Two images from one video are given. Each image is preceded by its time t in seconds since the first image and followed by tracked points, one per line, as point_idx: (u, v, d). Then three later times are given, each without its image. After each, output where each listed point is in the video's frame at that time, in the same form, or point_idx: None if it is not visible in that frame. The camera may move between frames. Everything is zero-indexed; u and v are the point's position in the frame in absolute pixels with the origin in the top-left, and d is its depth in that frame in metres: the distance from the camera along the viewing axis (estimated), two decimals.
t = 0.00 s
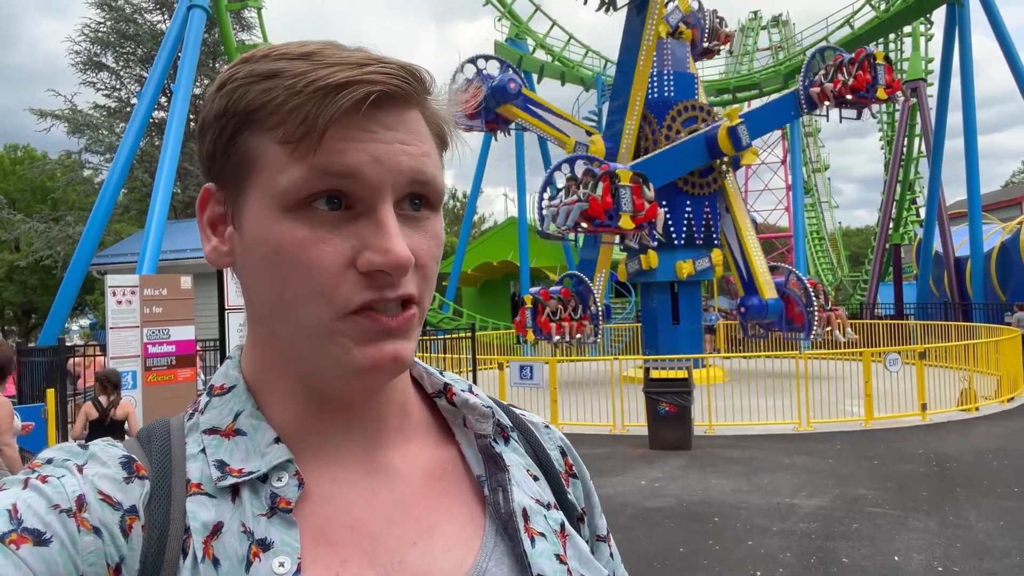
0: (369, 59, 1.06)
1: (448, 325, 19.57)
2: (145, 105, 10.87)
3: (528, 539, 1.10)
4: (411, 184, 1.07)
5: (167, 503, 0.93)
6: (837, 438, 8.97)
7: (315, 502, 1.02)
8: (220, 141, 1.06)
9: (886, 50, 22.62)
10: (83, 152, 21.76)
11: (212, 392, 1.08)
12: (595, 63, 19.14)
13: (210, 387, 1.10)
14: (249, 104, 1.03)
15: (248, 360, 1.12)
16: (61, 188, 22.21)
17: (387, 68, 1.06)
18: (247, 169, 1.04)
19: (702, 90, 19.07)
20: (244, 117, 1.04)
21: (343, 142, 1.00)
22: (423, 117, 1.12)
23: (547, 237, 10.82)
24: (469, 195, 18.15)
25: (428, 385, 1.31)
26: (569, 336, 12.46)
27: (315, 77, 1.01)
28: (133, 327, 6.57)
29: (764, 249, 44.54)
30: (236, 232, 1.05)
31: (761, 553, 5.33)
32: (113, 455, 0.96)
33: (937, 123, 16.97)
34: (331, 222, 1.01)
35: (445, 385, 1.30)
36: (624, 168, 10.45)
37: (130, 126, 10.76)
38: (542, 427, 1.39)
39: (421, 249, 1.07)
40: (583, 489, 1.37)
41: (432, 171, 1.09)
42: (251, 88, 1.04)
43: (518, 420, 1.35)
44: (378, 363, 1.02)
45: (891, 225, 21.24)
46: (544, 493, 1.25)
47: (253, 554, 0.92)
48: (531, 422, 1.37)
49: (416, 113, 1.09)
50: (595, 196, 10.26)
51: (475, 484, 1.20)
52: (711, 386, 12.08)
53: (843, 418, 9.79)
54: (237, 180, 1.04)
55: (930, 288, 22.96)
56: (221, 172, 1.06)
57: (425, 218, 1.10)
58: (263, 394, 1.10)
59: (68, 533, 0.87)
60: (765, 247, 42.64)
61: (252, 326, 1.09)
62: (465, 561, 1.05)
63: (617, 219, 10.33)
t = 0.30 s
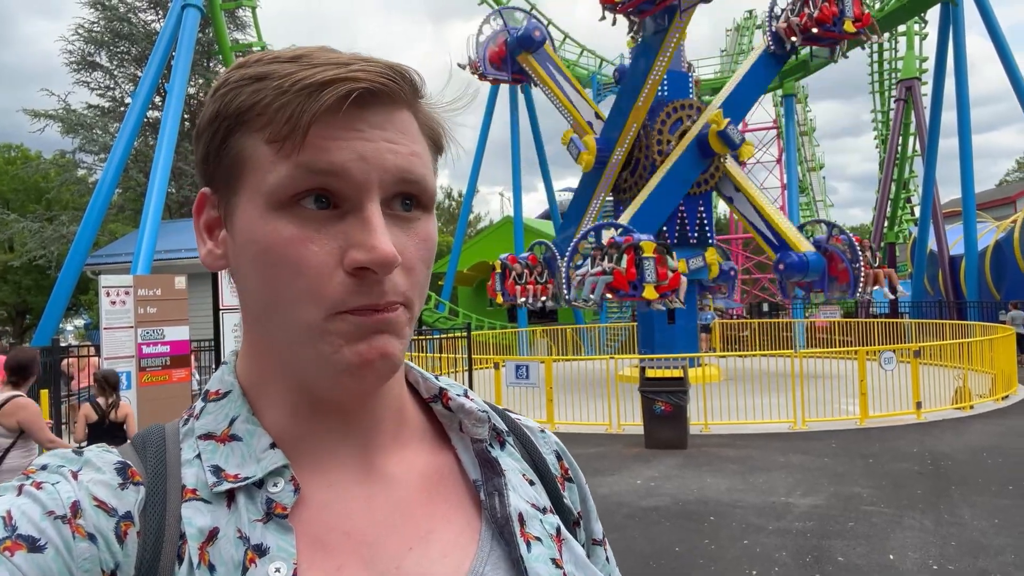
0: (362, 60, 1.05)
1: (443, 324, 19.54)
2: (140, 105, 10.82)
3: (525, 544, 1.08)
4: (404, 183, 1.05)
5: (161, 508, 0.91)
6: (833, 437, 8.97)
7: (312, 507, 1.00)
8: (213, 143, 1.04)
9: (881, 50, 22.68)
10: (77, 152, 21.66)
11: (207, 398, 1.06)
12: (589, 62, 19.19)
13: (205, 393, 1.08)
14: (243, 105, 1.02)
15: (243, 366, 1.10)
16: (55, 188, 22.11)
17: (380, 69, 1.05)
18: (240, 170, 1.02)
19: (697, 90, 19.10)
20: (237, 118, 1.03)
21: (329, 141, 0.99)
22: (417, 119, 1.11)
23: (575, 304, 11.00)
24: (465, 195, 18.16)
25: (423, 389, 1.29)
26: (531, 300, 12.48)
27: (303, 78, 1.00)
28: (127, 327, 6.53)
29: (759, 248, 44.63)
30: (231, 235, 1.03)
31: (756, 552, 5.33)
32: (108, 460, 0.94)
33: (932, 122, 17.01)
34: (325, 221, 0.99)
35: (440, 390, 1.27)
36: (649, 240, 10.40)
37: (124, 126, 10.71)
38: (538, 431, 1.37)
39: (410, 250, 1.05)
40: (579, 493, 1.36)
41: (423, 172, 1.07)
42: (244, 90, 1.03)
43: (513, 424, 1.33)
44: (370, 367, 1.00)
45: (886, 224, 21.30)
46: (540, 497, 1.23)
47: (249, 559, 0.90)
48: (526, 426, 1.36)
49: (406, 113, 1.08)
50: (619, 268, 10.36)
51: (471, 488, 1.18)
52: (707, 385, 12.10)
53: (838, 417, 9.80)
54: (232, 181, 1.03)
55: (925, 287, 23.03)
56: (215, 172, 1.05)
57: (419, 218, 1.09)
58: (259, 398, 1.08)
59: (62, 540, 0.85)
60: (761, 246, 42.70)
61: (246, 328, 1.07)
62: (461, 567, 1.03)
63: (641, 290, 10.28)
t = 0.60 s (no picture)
0: (356, 64, 1.04)
1: (438, 323, 19.54)
2: (133, 104, 10.76)
3: (519, 548, 1.07)
4: (396, 186, 1.04)
5: (152, 513, 0.90)
6: (827, 435, 8.99)
7: (305, 512, 0.99)
8: (208, 148, 1.04)
9: (875, 48, 22.74)
10: (70, 151, 21.57)
11: (200, 402, 1.06)
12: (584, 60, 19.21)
13: (198, 398, 1.07)
14: (236, 108, 1.01)
15: (236, 370, 1.09)
16: (48, 187, 22.01)
17: (374, 71, 1.04)
18: (234, 175, 1.02)
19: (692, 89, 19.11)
20: (231, 121, 1.02)
21: (331, 146, 0.98)
22: (412, 121, 1.10)
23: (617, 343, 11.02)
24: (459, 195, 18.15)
25: (417, 393, 1.29)
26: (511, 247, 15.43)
27: (295, 81, 1.00)
28: (120, 327, 6.50)
29: (753, 246, 44.73)
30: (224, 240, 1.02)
31: (751, 550, 5.34)
32: (99, 465, 0.93)
33: (926, 121, 17.06)
34: (316, 223, 0.98)
35: (434, 394, 1.27)
36: (691, 283, 10.40)
37: (117, 125, 10.65)
38: (532, 435, 1.36)
39: (401, 253, 1.04)
40: (574, 497, 1.35)
41: (417, 176, 1.07)
42: (237, 93, 1.02)
43: (508, 427, 1.33)
44: (361, 373, 0.99)
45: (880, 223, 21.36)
46: (534, 501, 1.22)
47: (242, 565, 0.89)
48: (521, 429, 1.35)
49: (406, 117, 1.07)
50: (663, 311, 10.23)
51: (465, 492, 1.17)
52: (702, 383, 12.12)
53: (833, 415, 9.82)
54: (225, 185, 1.02)
55: (919, 286, 23.12)
56: (208, 175, 1.04)
57: (411, 221, 1.08)
58: (252, 402, 1.07)
59: (53, 546, 0.84)
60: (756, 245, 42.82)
61: (238, 333, 1.06)
62: (454, 570, 1.02)
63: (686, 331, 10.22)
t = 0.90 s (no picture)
0: (344, 61, 1.04)
1: (434, 323, 19.52)
2: (127, 103, 10.71)
3: (522, 551, 1.07)
4: (386, 185, 1.04)
5: (155, 515, 0.90)
6: (822, 434, 9.02)
7: (307, 514, 0.99)
8: (203, 150, 1.03)
9: (869, 48, 22.80)
10: (64, 150, 21.47)
11: (203, 404, 1.05)
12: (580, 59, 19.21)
13: (200, 400, 1.07)
14: (226, 111, 1.01)
15: (239, 373, 1.09)
16: (41, 186, 21.91)
17: (361, 69, 1.03)
18: (225, 177, 1.02)
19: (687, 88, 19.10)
20: (221, 123, 1.02)
21: (316, 145, 0.98)
22: (406, 120, 1.10)
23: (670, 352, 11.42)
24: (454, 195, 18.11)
25: (421, 395, 1.29)
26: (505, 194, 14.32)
27: (282, 80, 0.99)
28: (115, 326, 6.48)
29: (748, 246, 44.83)
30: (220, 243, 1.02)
31: (747, 549, 5.35)
32: (101, 467, 0.93)
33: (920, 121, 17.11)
34: (305, 224, 0.98)
35: (437, 396, 1.27)
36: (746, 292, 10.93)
37: (111, 124, 10.61)
38: (536, 437, 1.36)
39: (396, 252, 1.03)
40: (577, 500, 1.35)
41: (409, 175, 1.06)
42: (229, 95, 1.02)
43: (511, 429, 1.33)
44: (352, 374, 0.99)
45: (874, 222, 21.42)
46: (537, 504, 1.22)
47: (243, 567, 0.89)
48: (524, 432, 1.35)
49: (396, 115, 1.07)
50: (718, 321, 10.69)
51: (467, 494, 1.17)
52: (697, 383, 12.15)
53: (828, 414, 9.85)
54: (219, 188, 1.02)
55: (912, 285, 23.20)
56: (203, 177, 1.04)
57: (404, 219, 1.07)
58: (254, 404, 1.07)
59: (54, 549, 0.84)
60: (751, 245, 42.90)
61: (238, 333, 1.06)
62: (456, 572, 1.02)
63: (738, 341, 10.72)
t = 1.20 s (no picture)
0: (316, 67, 1.02)
1: (430, 323, 19.51)
2: (122, 104, 10.67)
3: (535, 553, 1.08)
4: (366, 194, 1.03)
5: (171, 514, 0.91)
6: (819, 433, 9.05)
7: (320, 516, 1.00)
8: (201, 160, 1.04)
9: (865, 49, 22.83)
10: (58, 151, 21.38)
11: (218, 406, 1.06)
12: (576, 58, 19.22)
13: (216, 401, 1.08)
14: (208, 124, 1.02)
15: (253, 374, 1.10)
16: (36, 186, 21.82)
17: (332, 74, 1.02)
18: (219, 188, 1.03)
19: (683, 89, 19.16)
20: (207, 137, 1.03)
21: (281, 155, 0.99)
22: (395, 124, 1.09)
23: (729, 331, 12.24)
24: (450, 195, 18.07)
25: (433, 397, 1.30)
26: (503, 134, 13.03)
27: (253, 91, 0.99)
28: (111, 328, 6.45)
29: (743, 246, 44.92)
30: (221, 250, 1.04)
31: (744, 548, 5.37)
32: (119, 467, 0.94)
33: (916, 121, 17.16)
34: (288, 237, 0.99)
35: (450, 398, 1.27)
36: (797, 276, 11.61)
37: (106, 125, 10.57)
38: (548, 438, 1.37)
39: (387, 257, 1.03)
40: (591, 501, 1.36)
41: (397, 182, 1.05)
42: (212, 107, 1.03)
43: (522, 431, 1.33)
44: (339, 379, 0.99)
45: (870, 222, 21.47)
46: (550, 506, 1.23)
47: (259, 568, 0.90)
48: (537, 434, 1.36)
49: (374, 116, 1.05)
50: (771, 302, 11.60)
51: (480, 496, 1.18)
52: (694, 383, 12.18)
53: (824, 414, 9.87)
54: (213, 198, 1.04)
55: (908, 284, 23.28)
56: (202, 187, 1.06)
57: (393, 224, 1.06)
58: (267, 405, 1.07)
59: (72, 548, 0.85)
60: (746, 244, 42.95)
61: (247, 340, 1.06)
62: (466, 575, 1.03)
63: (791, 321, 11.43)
